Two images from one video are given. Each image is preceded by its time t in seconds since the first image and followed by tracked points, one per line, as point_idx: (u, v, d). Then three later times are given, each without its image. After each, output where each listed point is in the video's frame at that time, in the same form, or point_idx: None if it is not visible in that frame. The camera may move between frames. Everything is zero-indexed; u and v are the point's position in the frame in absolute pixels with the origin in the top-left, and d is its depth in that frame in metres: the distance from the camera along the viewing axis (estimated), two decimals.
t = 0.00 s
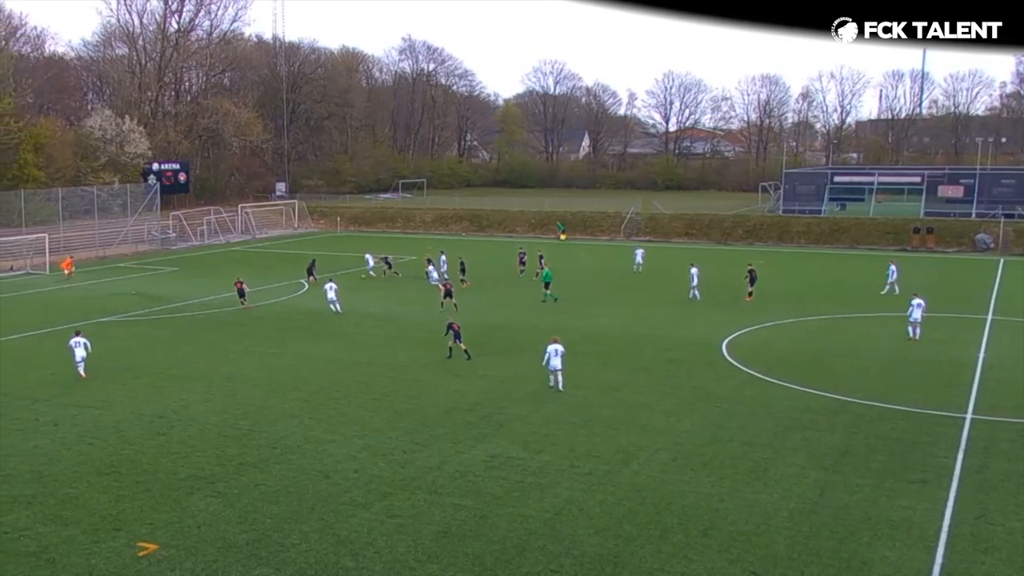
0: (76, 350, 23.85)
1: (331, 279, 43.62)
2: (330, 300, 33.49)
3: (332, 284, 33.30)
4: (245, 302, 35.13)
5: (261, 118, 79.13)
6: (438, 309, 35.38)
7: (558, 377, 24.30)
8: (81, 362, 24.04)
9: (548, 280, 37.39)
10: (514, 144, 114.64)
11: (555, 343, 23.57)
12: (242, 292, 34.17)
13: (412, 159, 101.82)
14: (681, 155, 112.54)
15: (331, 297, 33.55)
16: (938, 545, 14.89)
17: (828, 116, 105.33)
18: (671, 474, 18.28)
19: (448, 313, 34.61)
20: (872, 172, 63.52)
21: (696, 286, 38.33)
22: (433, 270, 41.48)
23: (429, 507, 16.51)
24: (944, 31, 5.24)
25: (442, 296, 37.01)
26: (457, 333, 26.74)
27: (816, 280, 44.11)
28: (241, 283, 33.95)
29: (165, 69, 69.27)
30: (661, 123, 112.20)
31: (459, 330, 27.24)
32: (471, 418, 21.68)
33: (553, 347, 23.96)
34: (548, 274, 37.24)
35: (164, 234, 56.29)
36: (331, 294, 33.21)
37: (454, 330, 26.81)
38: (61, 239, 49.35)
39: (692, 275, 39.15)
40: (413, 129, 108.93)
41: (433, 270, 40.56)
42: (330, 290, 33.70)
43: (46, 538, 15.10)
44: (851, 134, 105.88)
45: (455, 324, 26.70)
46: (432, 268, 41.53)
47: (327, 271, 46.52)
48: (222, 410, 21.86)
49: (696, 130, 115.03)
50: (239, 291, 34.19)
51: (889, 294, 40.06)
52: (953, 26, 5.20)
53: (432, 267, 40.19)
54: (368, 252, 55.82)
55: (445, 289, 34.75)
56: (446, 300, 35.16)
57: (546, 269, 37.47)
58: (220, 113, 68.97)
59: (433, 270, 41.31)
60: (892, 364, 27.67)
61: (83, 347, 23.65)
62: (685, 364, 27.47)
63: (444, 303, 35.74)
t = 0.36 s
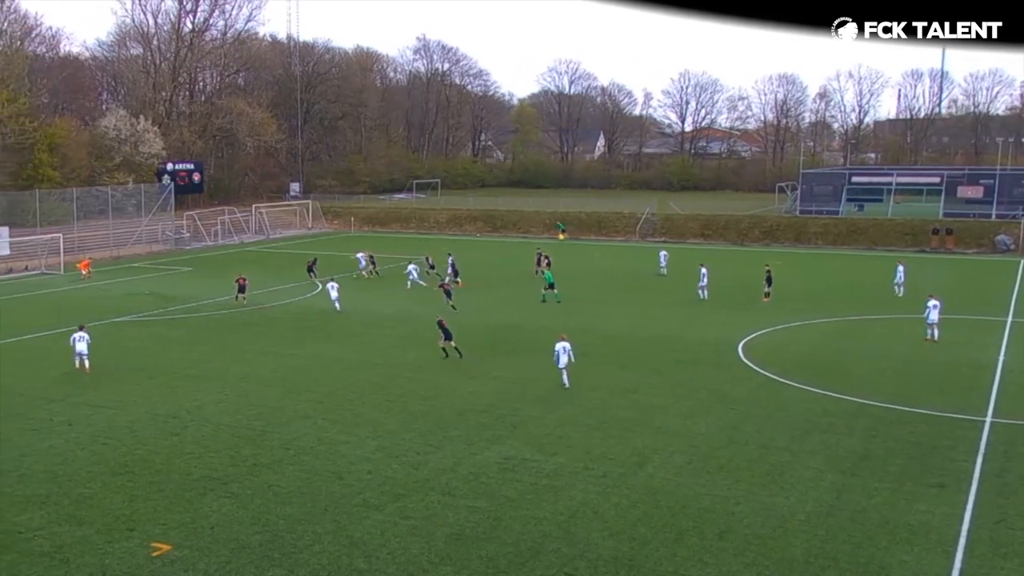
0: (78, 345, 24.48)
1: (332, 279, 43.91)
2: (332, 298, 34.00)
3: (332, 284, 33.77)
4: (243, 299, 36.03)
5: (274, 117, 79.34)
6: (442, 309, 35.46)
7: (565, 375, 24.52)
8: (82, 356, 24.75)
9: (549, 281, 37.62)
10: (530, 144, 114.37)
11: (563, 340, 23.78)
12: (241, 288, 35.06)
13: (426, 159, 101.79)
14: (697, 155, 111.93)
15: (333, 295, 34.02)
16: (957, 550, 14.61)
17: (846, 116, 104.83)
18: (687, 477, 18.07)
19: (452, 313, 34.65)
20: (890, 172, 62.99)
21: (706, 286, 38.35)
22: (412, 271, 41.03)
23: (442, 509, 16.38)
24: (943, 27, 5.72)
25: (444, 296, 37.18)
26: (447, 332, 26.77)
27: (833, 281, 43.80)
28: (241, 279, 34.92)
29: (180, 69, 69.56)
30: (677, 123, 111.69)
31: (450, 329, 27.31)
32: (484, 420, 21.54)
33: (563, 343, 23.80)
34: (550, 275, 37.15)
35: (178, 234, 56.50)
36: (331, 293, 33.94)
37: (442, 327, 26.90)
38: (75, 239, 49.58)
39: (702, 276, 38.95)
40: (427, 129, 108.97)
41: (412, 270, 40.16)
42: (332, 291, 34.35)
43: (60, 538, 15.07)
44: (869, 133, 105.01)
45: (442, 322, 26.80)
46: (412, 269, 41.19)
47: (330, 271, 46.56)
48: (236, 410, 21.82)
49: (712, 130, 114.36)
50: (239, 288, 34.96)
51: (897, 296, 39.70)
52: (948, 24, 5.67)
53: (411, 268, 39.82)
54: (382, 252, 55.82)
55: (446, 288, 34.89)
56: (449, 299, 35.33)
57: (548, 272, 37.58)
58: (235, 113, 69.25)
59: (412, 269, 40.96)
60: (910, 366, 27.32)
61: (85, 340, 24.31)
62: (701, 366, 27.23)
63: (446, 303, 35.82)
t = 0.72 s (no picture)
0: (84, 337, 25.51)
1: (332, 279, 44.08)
2: (331, 299, 34.32)
3: (333, 284, 34.13)
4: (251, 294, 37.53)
5: (292, 117, 79.65)
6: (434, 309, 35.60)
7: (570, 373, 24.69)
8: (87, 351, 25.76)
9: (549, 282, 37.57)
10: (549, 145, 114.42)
11: (573, 339, 23.95)
12: (249, 284, 36.42)
13: (445, 159, 101.75)
14: (718, 155, 111.15)
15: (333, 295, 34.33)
16: (984, 557, 14.22)
17: (869, 115, 103.93)
18: (707, 481, 17.76)
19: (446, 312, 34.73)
20: (915, 172, 61.89)
21: (717, 287, 38.04)
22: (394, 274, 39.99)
23: (460, 511, 16.19)
24: (943, 27, 6.28)
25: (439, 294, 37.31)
26: (436, 330, 26.65)
27: (856, 283, 43.24)
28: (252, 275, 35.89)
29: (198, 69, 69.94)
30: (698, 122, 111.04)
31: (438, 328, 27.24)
32: (503, 422, 21.34)
33: (573, 342, 24.07)
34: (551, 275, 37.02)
35: (195, 234, 56.73)
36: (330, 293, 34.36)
37: (431, 327, 26.82)
38: (94, 239, 49.85)
39: (714, 276, 38.57)
40: (446, 129, 109.02)
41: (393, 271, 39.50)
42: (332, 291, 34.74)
43: (78, 538, 15.03)
44: (893, 133, 103.93)
45: (432, 320, 26.74)
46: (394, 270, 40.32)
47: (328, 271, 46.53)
48: (254, 411, 21.75)
49: (734, 130, 113.52)
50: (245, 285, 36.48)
51: (908, 297, 39.13)
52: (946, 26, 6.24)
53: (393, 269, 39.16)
54: (401, 253, 55.76)
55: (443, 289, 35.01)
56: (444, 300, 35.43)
57: (549, 271, 37.55)
58: (253, 113, 69.73)
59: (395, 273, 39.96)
60: (936, 369, 26.83)
61: (93, 333, 25.35)
62: (722, 368, 26.88)
63: (440, 302, 35.91)
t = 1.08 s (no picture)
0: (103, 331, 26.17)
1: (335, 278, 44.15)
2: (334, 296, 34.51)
3: (337, 282, 34.36)
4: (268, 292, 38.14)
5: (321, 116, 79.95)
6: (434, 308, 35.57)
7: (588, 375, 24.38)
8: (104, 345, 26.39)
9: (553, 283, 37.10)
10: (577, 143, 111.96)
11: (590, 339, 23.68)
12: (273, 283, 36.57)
13: (475, 159, 101.57)
14: (753, 155, 109.85)
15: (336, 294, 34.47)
16: None
17: (909, 116, 101.76)
18: (741, 488, 17.25)
19: (447, 312, 34.66)
20: (956, 173, 60.61)
21: (740, 288, 37.57)
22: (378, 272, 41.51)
23: (488, 516, 15.84)
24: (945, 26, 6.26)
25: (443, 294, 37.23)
26: (434, 332, 26.51)
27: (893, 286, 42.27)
28: (269, 276, 36.75)
29: (227, 69, 70.40)
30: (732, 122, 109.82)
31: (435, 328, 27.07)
32: (531, 426, 20.95)
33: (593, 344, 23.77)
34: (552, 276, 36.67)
35: (223, 234, 56.94)
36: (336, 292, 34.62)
37: (430, 327, 26.67)
38: (123, 239, 50.15)
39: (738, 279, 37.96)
40: (476, 129, 108.95)
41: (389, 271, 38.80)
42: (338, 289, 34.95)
43: (106, 539, 14.90)
44: (933, 133, 101.97)
45: (431, 320, 26.61)
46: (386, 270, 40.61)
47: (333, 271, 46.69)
48: (282, 414, 21.57)
49: (769, 130, 112.10)
50: (265, 282, 36.68)
51: (936, 301, 38.23)
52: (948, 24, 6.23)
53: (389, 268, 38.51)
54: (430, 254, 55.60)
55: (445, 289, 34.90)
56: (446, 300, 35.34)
57: (553, 272, 36.90)
58: (282, 112, 70.23)
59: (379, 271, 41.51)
60: (979, 375, 25.99)
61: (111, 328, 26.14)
62: (756, 373, 26.27)
63: (442, 302, 35.82)
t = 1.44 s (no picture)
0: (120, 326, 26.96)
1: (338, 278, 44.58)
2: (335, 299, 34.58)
3: (337, 286, 34.36)
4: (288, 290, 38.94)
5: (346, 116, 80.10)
6: (434, 308, 35.55)
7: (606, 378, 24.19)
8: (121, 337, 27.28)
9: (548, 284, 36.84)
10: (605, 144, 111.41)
11: (603, 341, 23.47)
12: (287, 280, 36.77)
13: (501, 159, 101.28)
14: (784, 156, 108.49)
15: (337, 296, 34.56)
16: None
17: (944, 115, 100.30)
18: (772, 494, 16.80)
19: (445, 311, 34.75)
20: (994, 174, 59.74)
21: (758, 290, 37.18)
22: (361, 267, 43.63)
23: (514, 520, 15.52)
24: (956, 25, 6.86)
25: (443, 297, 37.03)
26: (430, 332, 26.39)
27: (928, 289, 41.41)
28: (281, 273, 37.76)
29: (252, 68, 70.66)
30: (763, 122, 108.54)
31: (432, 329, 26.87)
32: (558, 430, 20.58)
33: (606, 345, 23.71)
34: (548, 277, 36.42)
35: (248, 235, 57.05)
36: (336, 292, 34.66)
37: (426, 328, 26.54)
38: (146, 240, 50.33)
39: (756, 278, 37.62)
40: (503, 129, 108.80)
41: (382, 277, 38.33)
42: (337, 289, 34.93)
43: (130, 540, 14.75)
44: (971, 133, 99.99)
45: (428, 322, 26.45)
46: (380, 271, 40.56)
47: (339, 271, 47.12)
48: (306, 416, 21.39)
49: (801, 130, 110.59)
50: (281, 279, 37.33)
51: (961, 305, 37.62)
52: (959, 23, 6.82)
53: (382, 275, 37.96)
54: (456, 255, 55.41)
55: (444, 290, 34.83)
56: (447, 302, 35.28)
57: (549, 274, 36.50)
58: (307, 112, 70.65)
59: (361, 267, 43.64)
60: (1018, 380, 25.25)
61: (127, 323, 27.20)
62: (786, 377, 25.70)
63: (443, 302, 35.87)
